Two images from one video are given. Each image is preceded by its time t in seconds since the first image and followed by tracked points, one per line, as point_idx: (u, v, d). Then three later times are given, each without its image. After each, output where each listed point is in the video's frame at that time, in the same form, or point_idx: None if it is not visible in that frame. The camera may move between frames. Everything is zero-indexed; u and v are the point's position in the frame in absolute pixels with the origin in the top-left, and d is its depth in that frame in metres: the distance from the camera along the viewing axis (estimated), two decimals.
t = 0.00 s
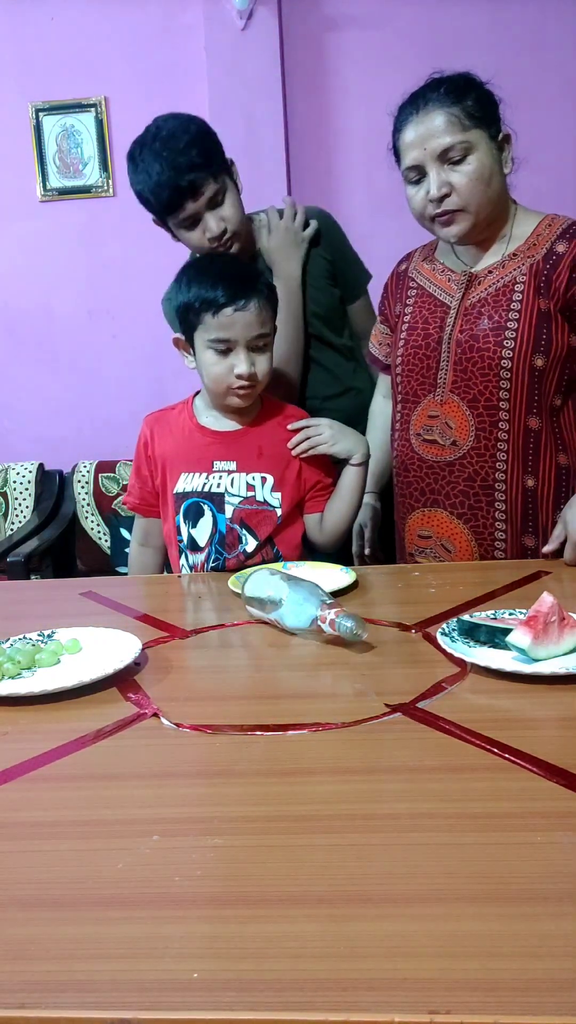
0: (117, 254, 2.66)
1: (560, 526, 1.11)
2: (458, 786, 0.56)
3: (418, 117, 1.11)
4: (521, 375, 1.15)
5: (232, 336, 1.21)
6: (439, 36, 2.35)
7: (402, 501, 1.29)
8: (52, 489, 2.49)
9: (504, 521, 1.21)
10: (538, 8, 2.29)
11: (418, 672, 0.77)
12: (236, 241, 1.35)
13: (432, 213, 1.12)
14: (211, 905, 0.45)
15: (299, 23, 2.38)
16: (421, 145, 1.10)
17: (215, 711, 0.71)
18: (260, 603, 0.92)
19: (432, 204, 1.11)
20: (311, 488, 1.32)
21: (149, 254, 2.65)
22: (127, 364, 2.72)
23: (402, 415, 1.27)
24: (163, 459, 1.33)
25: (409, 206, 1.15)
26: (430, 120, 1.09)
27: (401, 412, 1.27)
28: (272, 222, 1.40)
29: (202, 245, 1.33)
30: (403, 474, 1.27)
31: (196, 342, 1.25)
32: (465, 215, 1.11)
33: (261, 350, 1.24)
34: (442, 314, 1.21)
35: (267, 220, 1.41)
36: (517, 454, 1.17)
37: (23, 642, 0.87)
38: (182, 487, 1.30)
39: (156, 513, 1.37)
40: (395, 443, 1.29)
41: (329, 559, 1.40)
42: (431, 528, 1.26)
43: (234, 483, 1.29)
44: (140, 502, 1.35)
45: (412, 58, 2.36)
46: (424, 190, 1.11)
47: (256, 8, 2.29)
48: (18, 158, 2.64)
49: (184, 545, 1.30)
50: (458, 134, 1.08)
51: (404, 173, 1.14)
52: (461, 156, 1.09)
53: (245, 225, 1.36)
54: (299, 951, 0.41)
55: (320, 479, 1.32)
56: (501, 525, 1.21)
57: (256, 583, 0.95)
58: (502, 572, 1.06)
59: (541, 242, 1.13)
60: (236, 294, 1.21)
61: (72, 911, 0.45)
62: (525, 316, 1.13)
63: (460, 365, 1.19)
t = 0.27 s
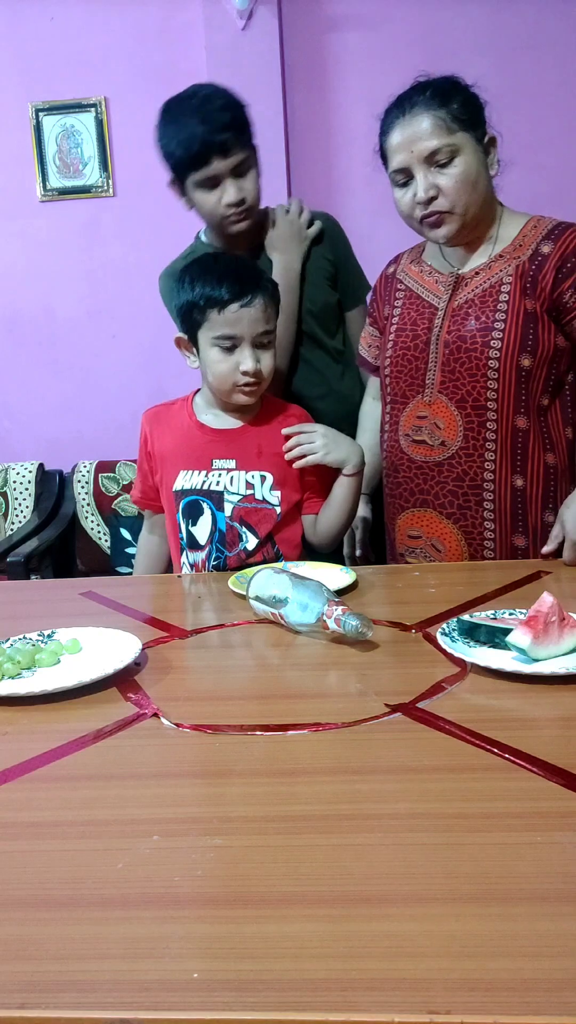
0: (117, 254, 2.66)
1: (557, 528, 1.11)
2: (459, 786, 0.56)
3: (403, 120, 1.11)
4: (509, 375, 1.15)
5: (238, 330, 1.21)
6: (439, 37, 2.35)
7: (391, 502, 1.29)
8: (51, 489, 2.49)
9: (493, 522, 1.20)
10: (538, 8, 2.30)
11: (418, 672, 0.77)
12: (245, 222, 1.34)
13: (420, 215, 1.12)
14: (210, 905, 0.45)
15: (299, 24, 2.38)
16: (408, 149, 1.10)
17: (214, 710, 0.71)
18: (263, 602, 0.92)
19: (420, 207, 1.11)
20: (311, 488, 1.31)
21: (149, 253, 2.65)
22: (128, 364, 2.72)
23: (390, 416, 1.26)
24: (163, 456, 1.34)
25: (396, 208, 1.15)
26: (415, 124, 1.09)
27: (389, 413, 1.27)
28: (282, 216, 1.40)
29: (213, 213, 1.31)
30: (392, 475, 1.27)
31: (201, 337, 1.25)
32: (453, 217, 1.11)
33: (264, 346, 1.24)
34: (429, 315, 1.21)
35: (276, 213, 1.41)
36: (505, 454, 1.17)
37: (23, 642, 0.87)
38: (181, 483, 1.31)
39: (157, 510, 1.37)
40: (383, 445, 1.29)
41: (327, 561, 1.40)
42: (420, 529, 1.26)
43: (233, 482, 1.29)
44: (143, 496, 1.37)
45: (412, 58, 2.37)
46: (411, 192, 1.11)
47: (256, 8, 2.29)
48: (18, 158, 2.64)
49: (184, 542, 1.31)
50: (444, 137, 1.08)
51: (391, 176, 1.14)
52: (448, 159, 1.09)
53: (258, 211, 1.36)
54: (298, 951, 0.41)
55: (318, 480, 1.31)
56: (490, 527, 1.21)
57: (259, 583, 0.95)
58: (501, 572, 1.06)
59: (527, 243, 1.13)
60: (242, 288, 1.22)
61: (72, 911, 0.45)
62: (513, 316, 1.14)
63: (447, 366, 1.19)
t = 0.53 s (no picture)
0: (117, 254, 2.66)
1: (551, 528, 1.11)
2: (459, 786, 0.56)
3: (388, 122, 1.11)
4: (490, 375, 1.15)
5: (240, 329, 1.21)
6: (439, 37, 2.36)
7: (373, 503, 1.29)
8: (51, 490, 2.49)
9: (474, 521, 1.20)
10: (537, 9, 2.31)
11: (418, 673, 0.77)
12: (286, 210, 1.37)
13: (404, 217, 1.12)
14: (210, 905, 0.45)
15: (300, 24, 2.38)
16: (392, 150, 1.10)
17: (213, 710, 0.71)
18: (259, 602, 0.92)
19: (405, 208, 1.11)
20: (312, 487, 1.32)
21: (149, 253, 2.65)
22: (128, 364, 2.72)
23: (373, 416, 1.26)
24: (163, 454, 1.34)
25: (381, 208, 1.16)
26: (399, 126, 1.09)
27: (372, 414, 1.27)
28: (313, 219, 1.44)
29: (266, 186, 1.34)
30: (374, 475, 1.27)
31: (202, 335, 1.25)
32: (436, 219, 1.12)
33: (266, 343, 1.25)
34: (411, 316, 1.21)
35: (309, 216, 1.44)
36: (486, 454, 1.17)
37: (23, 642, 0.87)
38: (181, 482, 1.30)
39: (157, 509, 1.37)
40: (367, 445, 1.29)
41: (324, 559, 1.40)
42: (401, 529, 1.26)
43: (232, 481, 1.29)
44: (144, 495, 1.36)
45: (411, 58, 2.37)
46: (395, 194, 1.11)
47: (256, 8, 2.28)
48: (18, 158, 2.64)
49: (184, 541, 1.30)
50: (428, 139, 1.08)
51: (375, 176, 1.14)
52: (432, 161, 1.09)
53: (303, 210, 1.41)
54: (298, 951, 0.41)
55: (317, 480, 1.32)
56: (471, 526, 1.21)
57: (255, 582, 0.95)
58: (501, 572, 1.06)
59: (507, 245, 1.14)
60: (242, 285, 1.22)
61: (72, 911, 0.45)
62: (493, 316, 1.14)
63: (430, 367, 1.19)
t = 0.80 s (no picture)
0: (117, 254, 2.67)
1: (514, 508, 1.02)
2: (460, 786, 0.56)
3: (375, 126, 1.11)
4: (468, 373, 1.14)
5: (240, 329, 1.21)
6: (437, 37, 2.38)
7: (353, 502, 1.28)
8: (51, 490, 2.49)
9: (451, 518, 1.19)
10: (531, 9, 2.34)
11: (417, 673, 0.77)
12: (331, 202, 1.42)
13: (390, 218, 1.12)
14: (210, 905, 0.45)
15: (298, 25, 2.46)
16: (380, 152, 1.10)
17: (213, 710, 0.71)
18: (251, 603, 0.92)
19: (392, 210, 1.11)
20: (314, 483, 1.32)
21: (149, 254, 2.65)
22: (128, 364, 2.72)
23: (353, 414, 1.26)
24: (164, 454, 1.34)
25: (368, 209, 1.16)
26: (386, 129, 1.09)
27: (353, 412, 1.26)
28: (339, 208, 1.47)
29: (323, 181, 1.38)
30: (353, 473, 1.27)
31: (204, 337, 1.25)
32: (422, 222, 1.12)
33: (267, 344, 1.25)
34: (393, 315, 1.20)
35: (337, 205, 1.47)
36: (464, 451, 1.17)
37: (23, 642, 0.86)
38: (182, 481, 1.30)
39: (158, 509, 1.37)
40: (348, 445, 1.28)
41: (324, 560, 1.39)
42: (379, 526, 1.25)
43: (233, 480, 1.29)
44: (145, 495, 1.36)
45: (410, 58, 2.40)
46: (383, 195, 1.11)
47: (256, 9, 2.32)
48: (18, 158, 2.64)
49: (184, 541, 1.30)
50: (415, 142, 1.08)
51: (363, 178, 1.14)
52: (418, 164, 1.09)
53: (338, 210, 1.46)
54: (299, 951, 0.41)
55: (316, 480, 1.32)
56: (448, 523, 1.20)
57: (248, 583, 0.97)
58: (501, 572, 1.06)
59: (487, 247, 1.14)
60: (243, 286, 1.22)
61: (71, 911, 0.45)
62: (472, 315, 1.13)
63: (409, 365, 1.18)
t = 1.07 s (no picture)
0: (117, 254, 2.67)
1: (487, 503, 0.99)
2: (460, 786, 0.56)
3: (362, 129, 1.09)
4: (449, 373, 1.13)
5: (244, 335, 1.22)
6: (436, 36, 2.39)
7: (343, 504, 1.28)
8: (51, 489, 2.49)
9: (433, 517, 1.18)
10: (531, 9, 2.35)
11: (417, 673, 0.77)
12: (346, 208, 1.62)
13: (378, 221, 1.11)
14: (210, 905, 0.45)
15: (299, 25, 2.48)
16: (366, 155, 1.08)
17: (214, 710, 0.71)
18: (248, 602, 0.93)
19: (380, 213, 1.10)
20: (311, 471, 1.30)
21: (149, 253, 2.66)
22: (128, 364, 2.72)
23: (343, 413, 1.25)
24: (165, 454, 1.34)
25: (355, 212, 1.14)
26: (373, 132, 1.08)
27: (342, 412, 1.25)
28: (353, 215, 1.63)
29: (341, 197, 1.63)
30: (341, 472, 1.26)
31: (207, 342, 1.25)
32: (409, 225, 1.10)
33: (270, 348, 1.25)
34: (380, 315, 1.19)
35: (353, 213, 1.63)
36: (445, 451, 1.15)
37: (23, 642, 0.86)
38: (185, 481, 1.30)
39: (159, 510, 1.37)
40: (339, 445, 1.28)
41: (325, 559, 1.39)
42: (365, 525, 1.24)
43: (236, 477, 1.30)
44: (146, 495, 1.36)
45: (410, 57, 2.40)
46: (371, 198, 1.10)
47: (256, 8, 2.33)
48: (17, 157, 2.64)
49: (189, 541, 1.30)
50: (403, 145, 1.07)
51: (350, 182, 1.12)
52: (406, 166, 1.07)
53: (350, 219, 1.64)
54: (300, 951, 0.41)
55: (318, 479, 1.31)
56: (430, 523, 1.18)
57: (244, 582, 0.96)
58: (501, 572, 1.06)
59: (470, 247, 1.12)
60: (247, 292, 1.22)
61: (72, 911, 0.45)
62: (452, 315, 1.11)
63: (393, 365, 1.17)
